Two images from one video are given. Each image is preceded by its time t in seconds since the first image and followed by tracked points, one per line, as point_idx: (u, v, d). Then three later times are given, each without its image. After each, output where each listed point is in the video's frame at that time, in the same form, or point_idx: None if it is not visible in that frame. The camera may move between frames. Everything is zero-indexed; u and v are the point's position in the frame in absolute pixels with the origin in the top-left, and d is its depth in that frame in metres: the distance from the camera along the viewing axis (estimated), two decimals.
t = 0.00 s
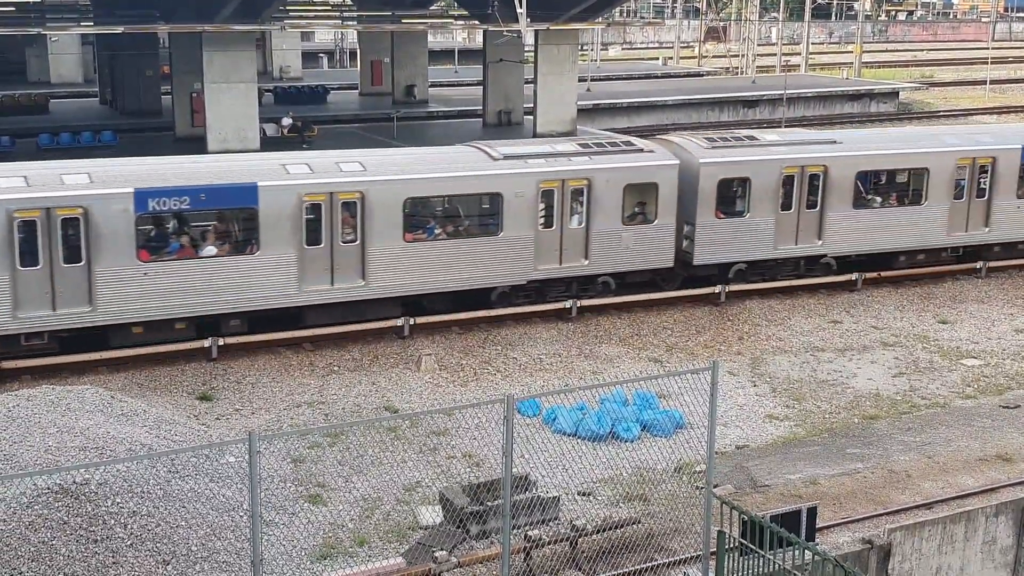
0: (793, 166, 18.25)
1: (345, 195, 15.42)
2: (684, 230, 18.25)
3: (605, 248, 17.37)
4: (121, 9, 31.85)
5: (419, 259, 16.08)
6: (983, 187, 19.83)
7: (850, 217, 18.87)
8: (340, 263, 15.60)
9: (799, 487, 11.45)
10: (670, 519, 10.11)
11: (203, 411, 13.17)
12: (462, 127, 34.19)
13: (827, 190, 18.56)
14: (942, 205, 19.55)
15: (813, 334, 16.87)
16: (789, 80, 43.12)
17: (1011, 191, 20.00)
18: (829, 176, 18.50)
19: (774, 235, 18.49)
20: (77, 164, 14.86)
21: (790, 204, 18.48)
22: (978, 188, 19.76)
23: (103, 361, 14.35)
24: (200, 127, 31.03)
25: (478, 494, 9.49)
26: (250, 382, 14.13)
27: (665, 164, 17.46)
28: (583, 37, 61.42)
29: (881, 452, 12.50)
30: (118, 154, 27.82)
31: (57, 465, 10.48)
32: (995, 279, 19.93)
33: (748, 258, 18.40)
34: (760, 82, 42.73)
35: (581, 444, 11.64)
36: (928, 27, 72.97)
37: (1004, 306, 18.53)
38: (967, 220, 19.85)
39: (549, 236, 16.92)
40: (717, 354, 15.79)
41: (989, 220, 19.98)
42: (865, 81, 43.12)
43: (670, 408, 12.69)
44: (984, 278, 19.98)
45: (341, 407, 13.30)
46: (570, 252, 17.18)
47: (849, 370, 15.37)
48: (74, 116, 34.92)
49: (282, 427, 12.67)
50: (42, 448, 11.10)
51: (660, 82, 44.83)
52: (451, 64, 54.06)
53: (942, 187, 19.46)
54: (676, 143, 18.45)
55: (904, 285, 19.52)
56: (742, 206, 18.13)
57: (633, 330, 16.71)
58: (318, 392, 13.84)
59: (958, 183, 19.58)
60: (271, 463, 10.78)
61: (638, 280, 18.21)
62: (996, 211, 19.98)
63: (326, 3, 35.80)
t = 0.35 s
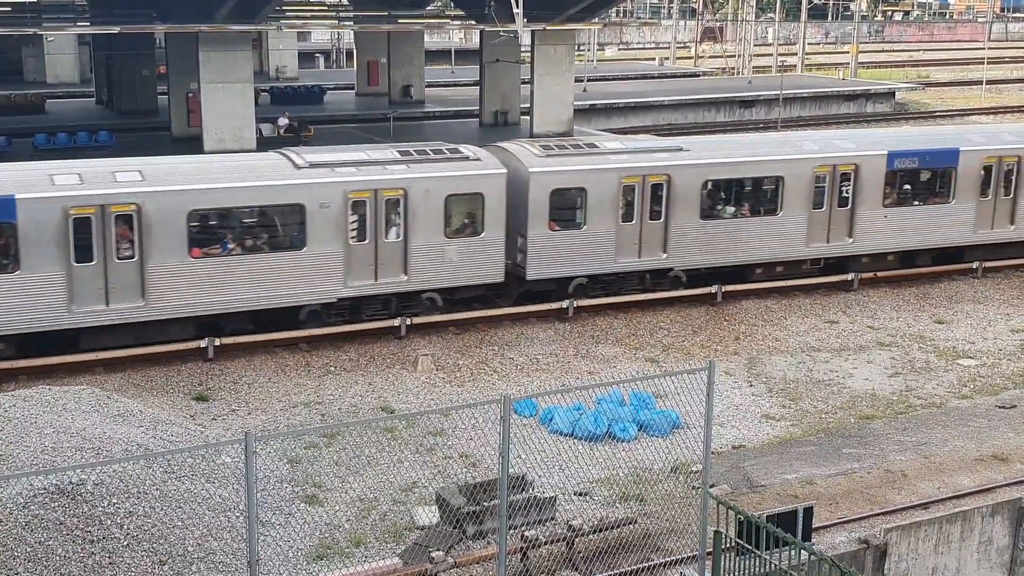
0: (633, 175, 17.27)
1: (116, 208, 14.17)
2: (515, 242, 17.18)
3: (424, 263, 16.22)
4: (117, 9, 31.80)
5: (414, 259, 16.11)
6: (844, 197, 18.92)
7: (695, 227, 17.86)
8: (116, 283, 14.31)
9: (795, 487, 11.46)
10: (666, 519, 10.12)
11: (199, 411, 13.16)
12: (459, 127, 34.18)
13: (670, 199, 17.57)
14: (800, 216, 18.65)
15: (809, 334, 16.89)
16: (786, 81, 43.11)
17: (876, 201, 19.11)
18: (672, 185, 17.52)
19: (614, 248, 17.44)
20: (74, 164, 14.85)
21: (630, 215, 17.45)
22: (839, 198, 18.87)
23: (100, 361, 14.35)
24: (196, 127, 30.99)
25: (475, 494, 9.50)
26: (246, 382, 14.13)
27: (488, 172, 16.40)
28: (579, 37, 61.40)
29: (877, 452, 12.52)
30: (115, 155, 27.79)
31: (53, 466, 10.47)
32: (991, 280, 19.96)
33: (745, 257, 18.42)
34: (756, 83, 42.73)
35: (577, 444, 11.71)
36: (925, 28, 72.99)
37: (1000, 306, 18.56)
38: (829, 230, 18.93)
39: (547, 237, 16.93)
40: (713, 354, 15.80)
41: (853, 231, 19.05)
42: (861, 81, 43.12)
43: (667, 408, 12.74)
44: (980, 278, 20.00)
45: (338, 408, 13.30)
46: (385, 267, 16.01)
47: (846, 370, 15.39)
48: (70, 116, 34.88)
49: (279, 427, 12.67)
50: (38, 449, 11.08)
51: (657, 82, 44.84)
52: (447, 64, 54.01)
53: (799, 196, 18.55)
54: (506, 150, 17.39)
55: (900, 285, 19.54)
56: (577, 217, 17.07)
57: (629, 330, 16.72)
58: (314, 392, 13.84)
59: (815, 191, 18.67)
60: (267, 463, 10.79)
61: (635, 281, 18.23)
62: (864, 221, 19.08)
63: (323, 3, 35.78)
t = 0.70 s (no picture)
0: (446, 188, 16.15)
1: None
2: (316, 260, 15.97)
3: (278, 278, 15.40)
4: (107, 11, 31.74)
5: (405, 263, 16.14)
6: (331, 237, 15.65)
7: (515, 244, 16.73)
8: None
9: (784, 489, 11.48)
10: (657, 521, 10.13)
11: (189, 414, 13.13)
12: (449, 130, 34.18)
13: (488, 214, 16.44)
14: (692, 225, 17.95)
15: (799, 337, 16.93)
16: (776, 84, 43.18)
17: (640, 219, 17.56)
18: (489, 199, 16.39)
19: (427, 265, 16.28)
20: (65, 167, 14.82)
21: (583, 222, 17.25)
22: (676, 211, 17.80)
23: (89, 364, 14.31)
24: (186, 129, 30.94)
25: (466, 497, 9.50)
26: (236, 385, 14.10)
27: (279, 185, 15.17)
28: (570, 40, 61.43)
29: (867, 455, 12.55)
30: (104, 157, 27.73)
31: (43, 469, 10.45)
32: (981, 283, 20.02)
33: (735, 260, 18.45)
34: (747, 86, 42.79)
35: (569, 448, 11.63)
36: (914, 31, 73.22)
37: (989, 309, 18.62)
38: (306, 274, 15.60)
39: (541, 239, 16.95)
40: (704, 357, 15.82)
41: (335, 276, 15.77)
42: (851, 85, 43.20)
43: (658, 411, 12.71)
44: (970, 282, 20.07)
45: (329, 411, 13.28)
46: (159, 289, 14.69)
47: (836, 373, 15.43)
48: (60, 119, 34.80)
49: (270, 430, 12.66)
50: (27, 452, 11.06)
51: (647, 85, 44.89)
52: (438, 67, 54.00)
53: (630, 210, 17.47)
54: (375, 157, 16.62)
55: (890, 288, 19.60)
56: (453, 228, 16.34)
57: (620, 333, 16.74)
58: (304, 395, 13.82)
59: (648, 205, 17.60)
60: (258, 466, 10.79)
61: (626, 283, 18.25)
62: (703, 236, 18.06)
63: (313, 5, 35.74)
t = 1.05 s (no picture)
0: (208, 207, 14.81)
1: None
2: (62, 290, 14.50)
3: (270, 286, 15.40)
4: (89, 17, 31.60)
5: (384, 269, 16.11)
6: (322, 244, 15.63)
7: (295, 268, 15.46)
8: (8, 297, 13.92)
9: (768, 494, 11.52)
10: (641, 528, 10.13)
11: (172, 422, 13.08)
12: (433, 137, 34.18)
13: (260, 234, 15.14)
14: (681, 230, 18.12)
15: (782, 342, 16.99)
16: (758, 91, 43.35)
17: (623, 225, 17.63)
18: (260, 219, 15.11)
19: (188, 292, 14.92)
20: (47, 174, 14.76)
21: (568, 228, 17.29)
22: (477, 230, 16.60)
23: (72, 372, 14.24)
24: (169, 136, 30.85)
25: (451, 505, 9.49)
26: (220, 393, 14.06)
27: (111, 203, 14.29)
28: (553, 47, 61.50)
29: (850, 459, 12.60)
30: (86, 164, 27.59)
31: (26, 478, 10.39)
32: (962, 288, 20.15)
33: (718, 267, 18.54)
34: (729, 93, 42.94)
35: (552, 454, 11.67)
36: (895, 38, 73.54)
37: (971, 314, 18.73)
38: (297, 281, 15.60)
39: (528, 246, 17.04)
40: (688, 362, 15.86)
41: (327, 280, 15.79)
42: (833, 91, 43.39)
43: (643, 417, 12.76)
44: (951, 287, 20.19)
45: (313, 418, 13.26)
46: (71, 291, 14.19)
47: (819, 378, 15.49)
48: (41, 126, 34.63)
49: (254, 438, 12.63)
50: (9, 460, 10.98)
51: (630, 92, 44.98)
52: (422, 73, 53.98)
53: (423, 230, 16.24)
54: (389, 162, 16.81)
55: (872, 293, 19.70)
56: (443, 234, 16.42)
57: (605, 339, 16.77)
58: (288, 403, 13.79)
59: (446, 224, 16.38)
60: (242, 474, 10.76)
61: (611, 290, 18.31)
62: (510, 256, 16.89)
63: (296, 12, 35.68)
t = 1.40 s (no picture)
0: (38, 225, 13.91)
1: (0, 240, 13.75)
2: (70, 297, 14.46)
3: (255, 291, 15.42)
4: (68, 24, 31.46)
5: (366, 274, 16.17)
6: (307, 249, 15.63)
7: (130, 285, 14.57)
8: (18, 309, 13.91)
9: (750, 499, 11.55)
10: (624, 533, 10.13)
11: (152, 431, 13.02)
12: (414, 144, 34.18)
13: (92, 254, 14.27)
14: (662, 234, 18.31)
15: (763, 347, 17.05)
16: (738, 98, 43.49)
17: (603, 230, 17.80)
18: (174, 232, 14.75)
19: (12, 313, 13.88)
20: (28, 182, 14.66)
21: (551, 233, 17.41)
22: (258, 251, 15.33)
23: (50, 381, 14.16)
24: (149, 143, 30.75)
25: (433, 512, 9.49)
26: (201, 401, 14.00)
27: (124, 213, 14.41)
28: (534, 54, 61.60)
29: (831, 464, 12.65)
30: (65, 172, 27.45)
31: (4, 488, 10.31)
32: (941, 293, 20.27)
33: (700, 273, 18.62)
34: (709, 100, 43.06)
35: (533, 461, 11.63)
36: (874, 45, 73.90)
37: (950, 319, 18.84)
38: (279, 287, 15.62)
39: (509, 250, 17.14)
40: (669, 368, 15.89)
41: (311, 287, 15.80)
42: (812, 98, 43.56)
43: (624, 423, 12.76)
44: (930, 292, 20.32)
45: (294, 426, 13.23)
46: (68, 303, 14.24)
47: (799, 383, 15.55)
48: (20, 134, 34.45)
49: (235, 446, 12.58)
50: None
51: (611, 99, 45.08)
52: (403, 81, 53.96)
53: (194, 250, 14.90)
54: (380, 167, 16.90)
55: (852, 298, 19.79)
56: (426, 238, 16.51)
57: (587, 345, 16.79)
58: (269, 410, 13.75)
59: (218, 245, 15.05)
60: (223, 483, 10.72)
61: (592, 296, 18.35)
62: (301, 281, 15.67)
63: (276, 19, 35.62)
